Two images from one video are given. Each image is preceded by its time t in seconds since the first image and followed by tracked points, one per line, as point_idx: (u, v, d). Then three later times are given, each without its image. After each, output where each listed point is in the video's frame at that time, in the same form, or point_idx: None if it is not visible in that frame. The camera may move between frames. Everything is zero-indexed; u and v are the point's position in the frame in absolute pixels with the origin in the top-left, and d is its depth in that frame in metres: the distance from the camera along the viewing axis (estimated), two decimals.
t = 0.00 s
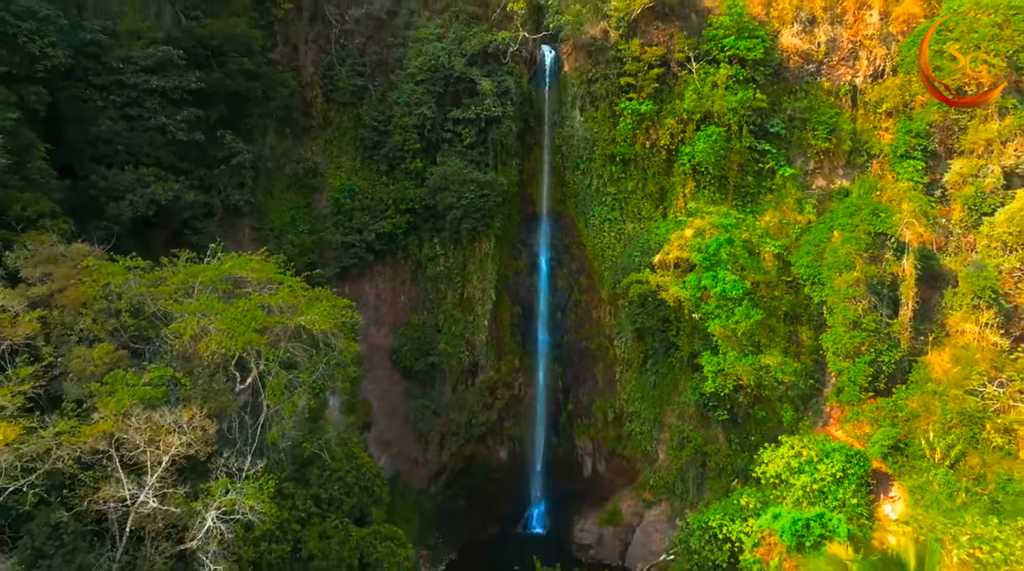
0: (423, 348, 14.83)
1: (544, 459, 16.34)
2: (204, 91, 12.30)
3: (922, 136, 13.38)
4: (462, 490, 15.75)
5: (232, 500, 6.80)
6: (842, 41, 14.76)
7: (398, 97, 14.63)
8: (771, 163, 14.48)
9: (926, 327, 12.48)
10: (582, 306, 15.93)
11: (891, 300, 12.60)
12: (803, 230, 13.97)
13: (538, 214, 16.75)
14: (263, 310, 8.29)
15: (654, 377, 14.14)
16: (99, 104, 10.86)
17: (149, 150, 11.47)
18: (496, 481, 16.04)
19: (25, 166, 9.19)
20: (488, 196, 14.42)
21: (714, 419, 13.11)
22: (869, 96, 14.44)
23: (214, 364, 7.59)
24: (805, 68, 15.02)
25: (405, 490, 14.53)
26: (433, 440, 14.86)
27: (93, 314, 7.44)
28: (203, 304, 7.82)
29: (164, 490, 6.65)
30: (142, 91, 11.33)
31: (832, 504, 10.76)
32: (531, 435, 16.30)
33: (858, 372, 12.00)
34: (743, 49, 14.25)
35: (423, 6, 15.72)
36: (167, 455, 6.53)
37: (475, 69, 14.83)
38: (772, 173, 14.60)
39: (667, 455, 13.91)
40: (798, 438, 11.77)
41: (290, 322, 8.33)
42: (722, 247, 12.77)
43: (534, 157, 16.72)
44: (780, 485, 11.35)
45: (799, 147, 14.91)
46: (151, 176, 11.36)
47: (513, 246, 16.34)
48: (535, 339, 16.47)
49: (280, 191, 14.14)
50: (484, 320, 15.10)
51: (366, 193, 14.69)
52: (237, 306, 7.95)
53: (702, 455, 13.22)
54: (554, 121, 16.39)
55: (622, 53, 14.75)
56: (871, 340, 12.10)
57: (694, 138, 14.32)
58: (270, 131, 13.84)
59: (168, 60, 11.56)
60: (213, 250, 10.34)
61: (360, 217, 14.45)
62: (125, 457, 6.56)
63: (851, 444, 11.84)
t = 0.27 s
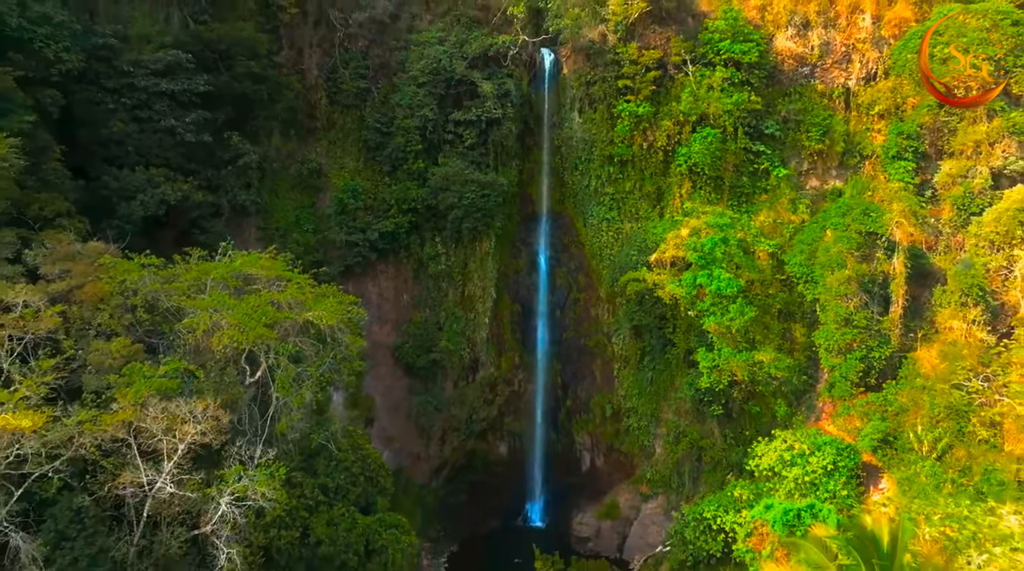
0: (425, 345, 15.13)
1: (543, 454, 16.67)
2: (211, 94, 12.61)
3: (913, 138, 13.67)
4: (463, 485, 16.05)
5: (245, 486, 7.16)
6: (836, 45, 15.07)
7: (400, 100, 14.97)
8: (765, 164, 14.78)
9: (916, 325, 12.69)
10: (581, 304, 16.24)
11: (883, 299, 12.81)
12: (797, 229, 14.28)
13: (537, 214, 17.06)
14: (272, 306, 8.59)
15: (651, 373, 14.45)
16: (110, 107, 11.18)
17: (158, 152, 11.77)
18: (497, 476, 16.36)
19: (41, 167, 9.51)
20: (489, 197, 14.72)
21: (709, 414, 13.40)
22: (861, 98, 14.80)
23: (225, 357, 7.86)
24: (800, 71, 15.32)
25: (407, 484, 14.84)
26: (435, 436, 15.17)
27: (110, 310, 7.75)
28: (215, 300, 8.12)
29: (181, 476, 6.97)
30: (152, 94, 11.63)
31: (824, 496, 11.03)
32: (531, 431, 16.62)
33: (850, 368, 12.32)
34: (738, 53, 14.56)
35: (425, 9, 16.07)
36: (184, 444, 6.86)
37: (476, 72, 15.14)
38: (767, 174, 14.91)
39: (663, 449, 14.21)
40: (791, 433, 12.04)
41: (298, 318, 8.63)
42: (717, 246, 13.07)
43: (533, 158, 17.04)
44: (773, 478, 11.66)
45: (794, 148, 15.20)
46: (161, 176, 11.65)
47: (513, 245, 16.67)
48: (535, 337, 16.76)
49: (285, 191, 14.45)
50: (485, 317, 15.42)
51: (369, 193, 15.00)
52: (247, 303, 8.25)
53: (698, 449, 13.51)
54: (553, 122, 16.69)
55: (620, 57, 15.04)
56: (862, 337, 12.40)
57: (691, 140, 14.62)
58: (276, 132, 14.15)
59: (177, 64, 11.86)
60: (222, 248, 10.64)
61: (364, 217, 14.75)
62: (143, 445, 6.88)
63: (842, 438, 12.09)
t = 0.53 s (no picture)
0: (426, 342, 15.44)
1: (543, 450, 17.02)
2: (219, 97, 12.91)
3: (905, 139, 13.95)
4: (464, 480, 16.38)
5: (257, 474, 7.44)
6: (829, 48, 15.38)
7: (403, 101, 15.23)
8: (760, 165, 15.09)
9: (907, 322, 13.07)
10: (580, 302, 16.57)
11: (874, 296, 13.16)
12: (791, 229, 14.59)
13: (537, 214, 17.37)
14: (281, 302, 8.91)
15: (648, 370, 14.77)
16: (121, 110, 11.50)
17: (167, 153, 12.06)
18: (497, 471, 16.70)
19: (56, 168, 9.83)
20: (489, 197, 15.04)
21: (705, 410, 13.70)
22: (854, 100, 15.16)
23: (237, 351, 8.21)
24: (794, 74, 15.64)
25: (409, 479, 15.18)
26: (436, 431, 15.50)
27: (126, 305, 8.06)
28: (226, 296, 8.42)
29: (195, 464, 7.27)
30: (162, 97, 11.94)
31: (815, 487, 11.30)
32: (530, 427, 16.96)
33: (841, 364, 12.68)
34: (733, 56, 14.89)
35: (427, 14, 16.49)
36: (199, 433, 7.14)
37: (477, 74, 15.46)
38: (762, 174, 15.23)
39: (660, 444, 14.52)
40: (783, 427, 12.41)
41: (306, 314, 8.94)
42: (712, 245, 13.38)
43: (533, 158, 17.36)
44: (767, 470, 12.01)
45: (788, 149, 15.50)
46: (170, 177, 11.95)
47: (513, 244, 17.00)
48: (534, 334, 17.08)
49: (290, 191, 14.78)
50: (485, 315, 15.75)
51: (372, 193, 15.31)
52: (257, 299, 8.56)
53: (694, 444, 13.81)
54: (553, 123, 16.99)
55: (618, 59, 15.33)
56: (854, 333, 12.72)
57: (687, 141, 14.94)
58: (281, 134, 14.47)
59: (186, 67, 12.18)
60: (232, 247, 10.96)
61: (367, 216, 15.07)
62: (158, 434, 7.18)
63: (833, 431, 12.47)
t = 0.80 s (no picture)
0: (428, 339, 15.76)
1: (542, 445, 17.41)
2: (226, 99, 13.23)
3: (897, 141, 14.26)
4: (465, 475, 16.73)
5: (268, 463, 7.72)
6: (823, 51, 15.69)
7: (405, 103, 15.56)
8: (755, 166, 15.41)
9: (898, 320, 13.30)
10: (579, 300, 16.90)
11: (865, 293, 13.46)
12: (785, 228, 14.90)
13: (536, 214, 17.73)
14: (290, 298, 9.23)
15: (645, 366, 15.09)
16: (132, 112, 11.82)
17: (176, 154, 12.38)
18: (497, 466, 17.09)
19: (71, 170, 10.15)
20: (490, 197, 15.37)
21: (701, 405, 14.01)
22: (847, 103, 15.48)
23: (248, 345, 8.54)
24: (789, 76, 15.92)
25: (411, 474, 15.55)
26: (438, 427, 15.86)
27: (141, 301, 8.37)
28: (237, 293, 8.73)
29: (210, 453, 7.60)
30: (171, 100, 12.26)
31: (808, 480, 11.48)
32: (530, 422, 17.34)
33: (834, 360, 12.98)
34: (729, 60, 15.21)
35: (429, 17, 16.80)
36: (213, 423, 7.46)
37: (478, 77, 15.78)
38: (757, 175, 15.53)
39: (657, 439, 14.84)
40: (776, 422, 12.67)
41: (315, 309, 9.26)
42: (708, 245, 13.69)
43: (533, 159, 17.69)
44: (761, 463, 12.27)
45: (783, 151, 15.79)
46: (179, 177, 12.26)
47: (514, 243, 17.34)
48: (534, 332, 17.44)
49: (295, 192, 15.10)
50: (485, 313, 16.11)
51: (375, 193, 15.63)
52: (266, 295, 8.88)
53: (690, 439, 14.13)
54: (552, 125, 17.32)
55: (616, 62, 15.65)
56: (846, 330, 13.03)
57: (684, 142, 15.24)
58: (286, 135, 14.79)
59: (194, 71, 12.49)
60: (242, 245, 11.26)
61: (370, 216, 15.38)
62: (173, 424, 7.48)
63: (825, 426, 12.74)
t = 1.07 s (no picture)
0: (430, 336, 16.08)
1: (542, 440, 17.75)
2: (233, 102, 13.55)
3: (889, 142, 14.57)
4: (466, 470, 17.01)
5: (278, 451, 8.04)
6: (817, 54, 16.03)
7: (408, 105, 15.93)
8: (751, 166, 15.67)
9: (890, 317, 13.67)
10: (578, 298, 17.23)
11: (858, 291, 13.79)
12: (780, 227, 15.18)
13: (536, 213, 18.10)
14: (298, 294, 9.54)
15: (643, 363, 15.42)
16: (143, 114, 12.14)
17: (185, 155, 12.70)
18: (498, 461, 17.38)
19: (85, 171, 10.47)
20: (491, 197, 15.69)
21: (697, 401, 14.33)
22: (840, 105, 15.77)
23: (259, 339, 8.87)
24: (784, 78, 16.27)
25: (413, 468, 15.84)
26: (440, 422, 16.17)
27: (155, 297, 8.68)
28: (247, 289, 9.05)
29: (223, 442, 7.93)
30: (180, 102, 12.58)
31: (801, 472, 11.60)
32: (530, 418, 17.69)
33: (826, 356, 13.31)
34: (725, 62, 15.51)
35: (431, 21, 17.12)
36: (225, 413, 7.79)
37: (479, 80, 16.10)
38: (753, 175, 15.81)
39: (654, 434, 15.17)
40: (770, 416, 12.96)
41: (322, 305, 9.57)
42: (704, 243, 13.98)
43: (533, 160, 18.03)
44: (755, 456, 12.51)
45: (778, 151, 16.12)
46: (187, 178, 12.58)
47: (514, 242, 17.68)
48: (534, 329, 17.80)
49: (300, 192, 15.43)
50: (486, 311, 16.45)
51: (378, 193, 15.94)
52: (276, 291, 9.19)
53: (687, 433, 14.45)
54: (552, 126, 17.70)
55: (614, 65, 15.94)
56: (837, 327, 13.36)
57: (681, 143, 15.54)
58: (291, 137, 15.11)
59: (202, 74, 12.81)
60: (251, 244, 11.59)
61: (373, 216, 15.70)
62: (187, 415, 7.81)
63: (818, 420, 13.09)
